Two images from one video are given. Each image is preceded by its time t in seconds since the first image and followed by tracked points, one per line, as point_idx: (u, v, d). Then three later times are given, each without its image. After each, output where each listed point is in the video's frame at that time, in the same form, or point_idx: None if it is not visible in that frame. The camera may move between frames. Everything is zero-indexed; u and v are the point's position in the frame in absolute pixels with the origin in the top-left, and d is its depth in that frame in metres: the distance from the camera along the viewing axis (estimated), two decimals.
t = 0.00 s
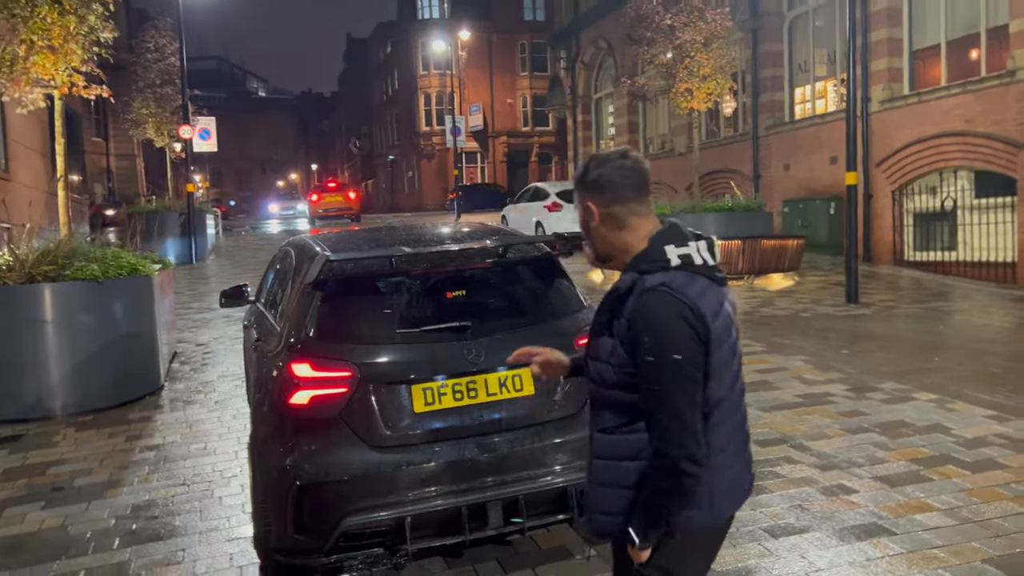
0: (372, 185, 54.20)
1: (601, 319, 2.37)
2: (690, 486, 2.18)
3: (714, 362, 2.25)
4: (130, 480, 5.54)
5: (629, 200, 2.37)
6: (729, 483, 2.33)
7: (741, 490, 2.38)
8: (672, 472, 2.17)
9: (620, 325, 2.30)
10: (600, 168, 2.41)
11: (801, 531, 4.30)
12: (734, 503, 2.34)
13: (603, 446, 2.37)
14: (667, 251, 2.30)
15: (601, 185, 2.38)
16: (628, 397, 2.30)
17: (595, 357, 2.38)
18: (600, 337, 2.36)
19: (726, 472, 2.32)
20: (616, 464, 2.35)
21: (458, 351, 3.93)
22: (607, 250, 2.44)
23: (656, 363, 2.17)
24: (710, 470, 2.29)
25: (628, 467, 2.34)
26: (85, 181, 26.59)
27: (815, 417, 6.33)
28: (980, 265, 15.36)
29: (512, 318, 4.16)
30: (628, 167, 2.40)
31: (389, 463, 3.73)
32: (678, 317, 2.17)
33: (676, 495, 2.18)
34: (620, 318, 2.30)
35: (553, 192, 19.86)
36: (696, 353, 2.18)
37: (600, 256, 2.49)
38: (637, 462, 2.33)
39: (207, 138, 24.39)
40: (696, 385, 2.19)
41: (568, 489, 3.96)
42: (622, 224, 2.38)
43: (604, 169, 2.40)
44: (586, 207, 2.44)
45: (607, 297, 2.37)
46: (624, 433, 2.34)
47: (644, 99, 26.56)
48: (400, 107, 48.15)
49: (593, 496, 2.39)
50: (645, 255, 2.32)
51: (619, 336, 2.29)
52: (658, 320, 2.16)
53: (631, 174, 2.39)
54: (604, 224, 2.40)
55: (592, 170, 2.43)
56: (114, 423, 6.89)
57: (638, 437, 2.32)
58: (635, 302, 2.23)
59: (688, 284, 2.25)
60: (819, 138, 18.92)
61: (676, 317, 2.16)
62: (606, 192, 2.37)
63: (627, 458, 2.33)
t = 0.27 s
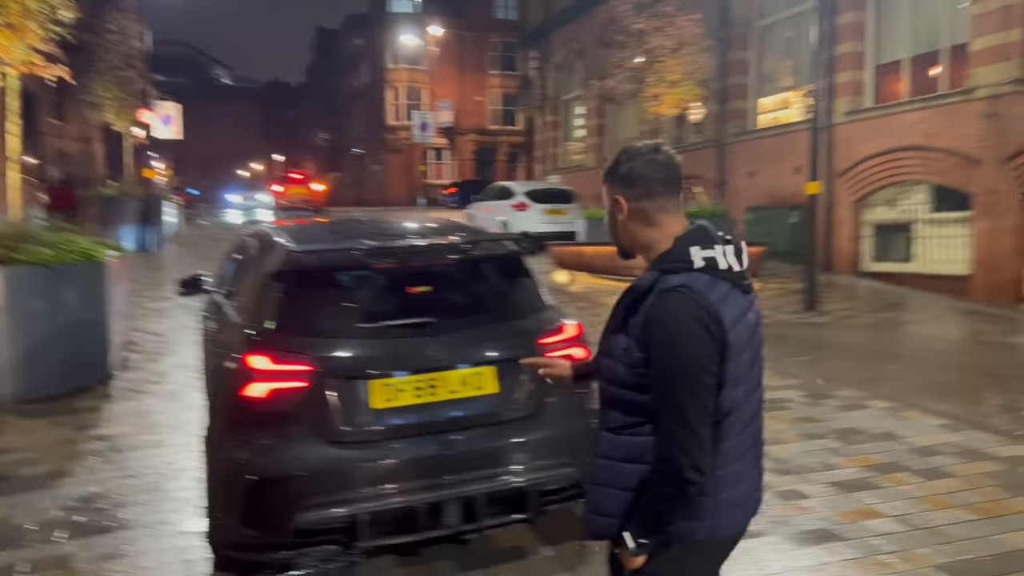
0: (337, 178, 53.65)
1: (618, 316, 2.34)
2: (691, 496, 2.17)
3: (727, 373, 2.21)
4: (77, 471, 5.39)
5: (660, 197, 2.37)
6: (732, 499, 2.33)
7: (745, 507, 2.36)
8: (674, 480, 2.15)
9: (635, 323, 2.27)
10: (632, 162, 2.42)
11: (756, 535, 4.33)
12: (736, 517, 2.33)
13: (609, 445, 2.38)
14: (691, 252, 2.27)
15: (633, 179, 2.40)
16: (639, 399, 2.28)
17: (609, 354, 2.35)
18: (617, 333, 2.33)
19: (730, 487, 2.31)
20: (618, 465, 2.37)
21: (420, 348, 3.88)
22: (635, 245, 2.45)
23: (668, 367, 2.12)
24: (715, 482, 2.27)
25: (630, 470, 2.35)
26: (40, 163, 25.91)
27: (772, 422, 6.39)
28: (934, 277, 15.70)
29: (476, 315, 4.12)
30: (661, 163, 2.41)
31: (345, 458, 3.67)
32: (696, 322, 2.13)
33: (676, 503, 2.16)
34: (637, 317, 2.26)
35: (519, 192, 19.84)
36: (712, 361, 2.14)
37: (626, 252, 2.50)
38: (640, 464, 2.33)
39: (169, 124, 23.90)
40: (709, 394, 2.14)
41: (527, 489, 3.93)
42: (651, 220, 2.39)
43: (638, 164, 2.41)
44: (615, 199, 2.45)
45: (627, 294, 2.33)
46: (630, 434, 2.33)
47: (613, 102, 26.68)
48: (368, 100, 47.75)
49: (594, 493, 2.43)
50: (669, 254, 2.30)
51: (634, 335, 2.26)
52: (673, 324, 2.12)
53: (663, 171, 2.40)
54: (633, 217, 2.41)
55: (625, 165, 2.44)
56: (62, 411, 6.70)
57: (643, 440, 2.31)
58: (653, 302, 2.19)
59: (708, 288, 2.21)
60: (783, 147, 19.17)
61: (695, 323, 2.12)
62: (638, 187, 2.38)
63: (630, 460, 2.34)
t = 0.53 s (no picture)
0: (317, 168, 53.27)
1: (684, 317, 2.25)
2: (773, 500, 2.07)
3: (804, 370, 2.15)
4: (43, 458, 5.27)
5: (718, 197, 2.31)
6: (806, 507, 2.23)
7: (816, 518, 2.27)
8: (757, 484, 2.05)
9: (704, 323, 2.18)
10: (686, 165, 2.34)
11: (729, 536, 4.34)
12: (809, 527, 2.23)
13: (677, 455, 2.28)
14: (760, 248, 2.21)
15: (691, 181, 2.31)
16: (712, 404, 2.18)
17: (676, 358, 2.26)
18: (682, 336, 2.24)
19: (804, 494, 2.22)
20: (687, 474, 2.25)
21: (398, 340, 3.84)
22: (690, 250, 2.36)
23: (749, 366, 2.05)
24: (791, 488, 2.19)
25: (700, 477, 2.24)
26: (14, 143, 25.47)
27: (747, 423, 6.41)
28: (909, 284, 15.87)
29: (455, 309, 4.08)
30: (718, 164, 2.33)
31: (318, 451, 3.61)
32: (776, 318, 2.06)
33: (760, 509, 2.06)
34: (706, 317, 2.18)
35: (501, 187, 19.79)
36: (792, 358, 2.07)
37: (682, 259, 2.40)
38: (712, 472, 2.21)
39: (147, 109, 23.58)
40: (789, 394, 2.07)
41: (503, 486, 3.88)
42: (710, 222, 2.31)
43: (694, 167, 2.33)
44: (672, 205, 2.36)
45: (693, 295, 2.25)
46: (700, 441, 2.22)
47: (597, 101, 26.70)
48: (351, 90, 47.45)
49: (660, 509, 2.30)
50: (736, 252, 2.24)
51: (704, 336, 2.17)
52: (755, 316, 2.06)
53: (720, 173, 2.33)
54: (692, 221, 2.32)
55: (677, 168, 2.35)
56: (29, 397, 6.57)
57: (714, 445, 2.20)
58: (728, 299, 2.12)
59: (781, 283, 2.16)
60: (764, 151, 19.29)
61: (775, 319, 2.06)
62: (696, 189, 2.30)
63: (701, 468, 2.22)
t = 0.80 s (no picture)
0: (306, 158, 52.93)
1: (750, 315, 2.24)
2: (841, 510, 2.04)
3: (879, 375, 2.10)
4: (24, 446, 5.20)
5: (784, 189, 2.46)
6: (873, 517, 2.18)
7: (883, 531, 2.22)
8: (826, 491, 2.03)
9: (772, 320, 2.17)
10: (753, 160, 2.50)
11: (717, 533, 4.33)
12: (872, 540, 2.19)
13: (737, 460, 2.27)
14: (837, 244, 2.18)
15: (762, 174, 2.48)
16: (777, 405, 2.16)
17: (739, 356, 2.24)
18: (748, 334, 2.23)
19: (870, 505, 2.18)
20: (748, 482, 2.24)
21: (388, 333, 3.80)
22: (759, 241, 2.52)
23: (821, 364, 2.02)
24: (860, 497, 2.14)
25: (761, 485, 2.22)
26: None
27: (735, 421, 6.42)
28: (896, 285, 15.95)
29: (446, 302, 4.04)
30: (784, 159, 2.48)
31: (305, 443, 3.57)
32: (850, 317, 2.03)
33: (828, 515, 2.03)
34: (774, 314, 2.16)
35: (491, 181, 19.74)
36: (866, 359, 2.03)
37: (749, 251, 2.57)
38: (775, 478, 2.20)
39: (135, 95, 23.33)
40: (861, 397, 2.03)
41: (491, 481, 3.85)
42: (778, 213, 2.47)
43: (763, 162, 2.49)
44: (739, 198, 2.53)
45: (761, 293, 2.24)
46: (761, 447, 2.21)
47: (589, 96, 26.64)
48: (341, 81, 47.15)
49: (718, 514, 2.30)
50: (811, 247, 2.22)
51: (770, 333, 2.16)
52: (831, 315, 2.02)
53: (785, 167, 2.48)
54: (760, 209, 2.49)
55: (746, 164, 2.51)
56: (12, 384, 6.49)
57: (780, 452, 2.18)
58: (799, 296, 2.10)
59: (856, 282, 2.12)
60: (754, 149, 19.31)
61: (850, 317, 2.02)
62: (764, 180, 2.47)
63: (763, 476, 2.21)
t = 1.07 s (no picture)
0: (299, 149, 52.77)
1: (814, 332, 1.98)
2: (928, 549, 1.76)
3: (963, 399, 1.81)
4: (15, 436, 5.17)
5: (849, 188, 2.02)
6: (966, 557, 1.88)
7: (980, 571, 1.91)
8: (909, 530, 1.75)
9: (840, 339, 1.90)
10: (809, 155, 2.06)
11: (711, 526, 4.33)
12: None
13: (803, 495, 1.98)
14: (911, 254, 1.90)
15: (818, 173, 2.03)
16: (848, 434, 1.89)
17: (803, 379, 1.98)
18: (812, 355, 1.96)
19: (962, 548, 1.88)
20: (819, 519, 1.95)
21: (383, 323, 3.79)
22: (817, 254, 2.07)
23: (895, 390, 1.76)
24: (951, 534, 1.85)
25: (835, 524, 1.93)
26: None
27: (728, 415, 6.42)
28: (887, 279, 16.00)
29: (442, 293, 4.02)
30: (844, 156, 2.05)
31: (300, 434, 3.56)
32: (929, 334, 1.76)
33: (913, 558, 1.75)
34: (842, 331, 1.90)
35: (485, 173, 19.72)
36: (950, 381, 1.75)
37: (805, 263, 2.12)
38: (851, 518, 1.90)
39: (127, 84, 23.20)
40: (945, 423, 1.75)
41: (485, 472, 3.85)
42: (842, 219, 2.02)
43: (819, 158, 2.05)
44: (796, 202, 2.07)
45: (825, 307, 1.97)
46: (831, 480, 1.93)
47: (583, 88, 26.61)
48: (335, 71, 47.00)
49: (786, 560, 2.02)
50: (880, 256, 1.93)
51: (837, 354, 1.90)
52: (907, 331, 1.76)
53: (847, 164, 2.04)
54: (820, 219, 2.03)
55: (799, 159, 2.07)
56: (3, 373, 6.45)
57: (853, 486, 1.90)
58: (869, 312, 1.83)
59: (935, 293, 1.84)
60: (748, 143, 19.33)
61: (929, 335, 1.75)
62: (824, 182, 2.02)
63: (836, 513, 1.92)
